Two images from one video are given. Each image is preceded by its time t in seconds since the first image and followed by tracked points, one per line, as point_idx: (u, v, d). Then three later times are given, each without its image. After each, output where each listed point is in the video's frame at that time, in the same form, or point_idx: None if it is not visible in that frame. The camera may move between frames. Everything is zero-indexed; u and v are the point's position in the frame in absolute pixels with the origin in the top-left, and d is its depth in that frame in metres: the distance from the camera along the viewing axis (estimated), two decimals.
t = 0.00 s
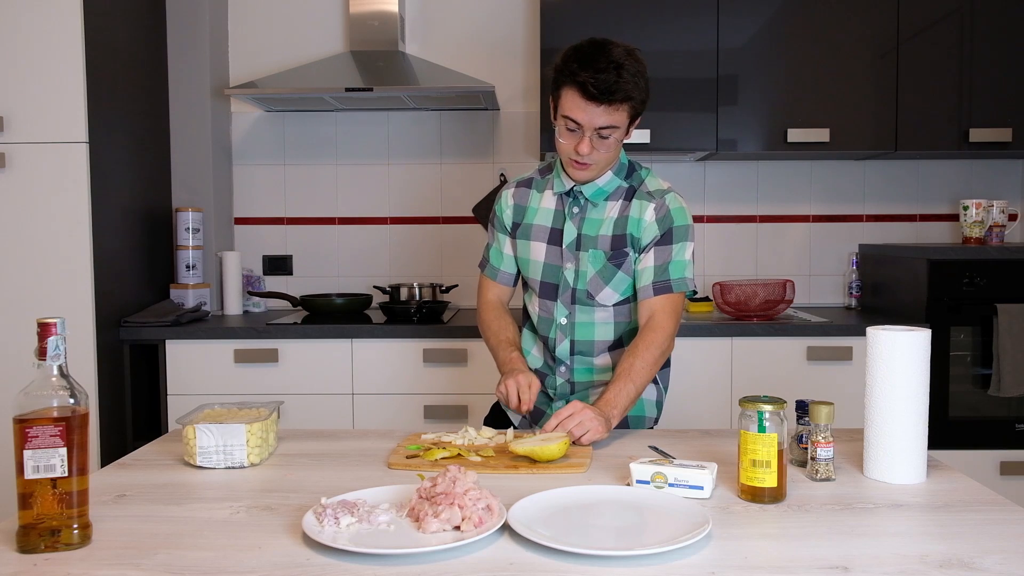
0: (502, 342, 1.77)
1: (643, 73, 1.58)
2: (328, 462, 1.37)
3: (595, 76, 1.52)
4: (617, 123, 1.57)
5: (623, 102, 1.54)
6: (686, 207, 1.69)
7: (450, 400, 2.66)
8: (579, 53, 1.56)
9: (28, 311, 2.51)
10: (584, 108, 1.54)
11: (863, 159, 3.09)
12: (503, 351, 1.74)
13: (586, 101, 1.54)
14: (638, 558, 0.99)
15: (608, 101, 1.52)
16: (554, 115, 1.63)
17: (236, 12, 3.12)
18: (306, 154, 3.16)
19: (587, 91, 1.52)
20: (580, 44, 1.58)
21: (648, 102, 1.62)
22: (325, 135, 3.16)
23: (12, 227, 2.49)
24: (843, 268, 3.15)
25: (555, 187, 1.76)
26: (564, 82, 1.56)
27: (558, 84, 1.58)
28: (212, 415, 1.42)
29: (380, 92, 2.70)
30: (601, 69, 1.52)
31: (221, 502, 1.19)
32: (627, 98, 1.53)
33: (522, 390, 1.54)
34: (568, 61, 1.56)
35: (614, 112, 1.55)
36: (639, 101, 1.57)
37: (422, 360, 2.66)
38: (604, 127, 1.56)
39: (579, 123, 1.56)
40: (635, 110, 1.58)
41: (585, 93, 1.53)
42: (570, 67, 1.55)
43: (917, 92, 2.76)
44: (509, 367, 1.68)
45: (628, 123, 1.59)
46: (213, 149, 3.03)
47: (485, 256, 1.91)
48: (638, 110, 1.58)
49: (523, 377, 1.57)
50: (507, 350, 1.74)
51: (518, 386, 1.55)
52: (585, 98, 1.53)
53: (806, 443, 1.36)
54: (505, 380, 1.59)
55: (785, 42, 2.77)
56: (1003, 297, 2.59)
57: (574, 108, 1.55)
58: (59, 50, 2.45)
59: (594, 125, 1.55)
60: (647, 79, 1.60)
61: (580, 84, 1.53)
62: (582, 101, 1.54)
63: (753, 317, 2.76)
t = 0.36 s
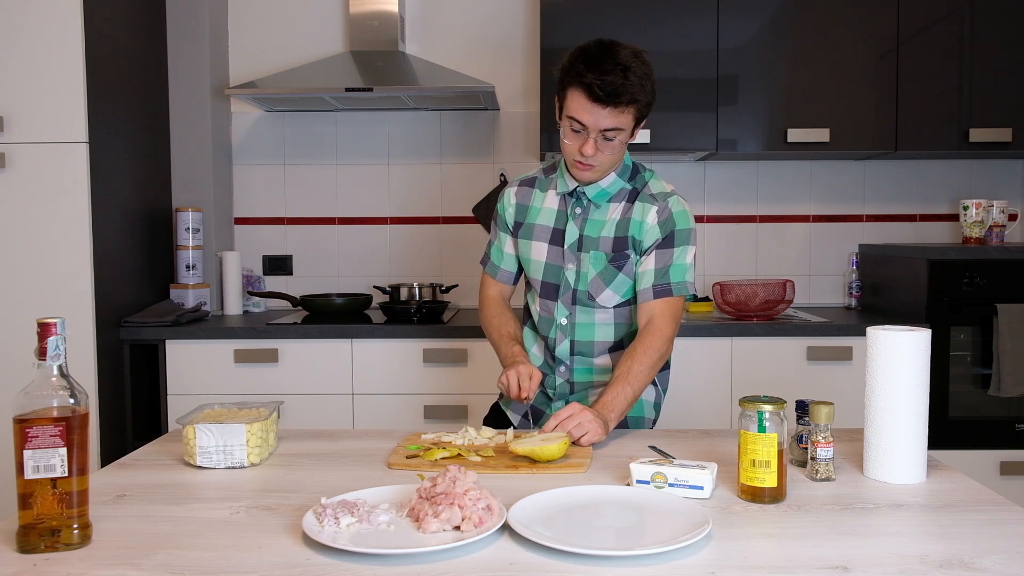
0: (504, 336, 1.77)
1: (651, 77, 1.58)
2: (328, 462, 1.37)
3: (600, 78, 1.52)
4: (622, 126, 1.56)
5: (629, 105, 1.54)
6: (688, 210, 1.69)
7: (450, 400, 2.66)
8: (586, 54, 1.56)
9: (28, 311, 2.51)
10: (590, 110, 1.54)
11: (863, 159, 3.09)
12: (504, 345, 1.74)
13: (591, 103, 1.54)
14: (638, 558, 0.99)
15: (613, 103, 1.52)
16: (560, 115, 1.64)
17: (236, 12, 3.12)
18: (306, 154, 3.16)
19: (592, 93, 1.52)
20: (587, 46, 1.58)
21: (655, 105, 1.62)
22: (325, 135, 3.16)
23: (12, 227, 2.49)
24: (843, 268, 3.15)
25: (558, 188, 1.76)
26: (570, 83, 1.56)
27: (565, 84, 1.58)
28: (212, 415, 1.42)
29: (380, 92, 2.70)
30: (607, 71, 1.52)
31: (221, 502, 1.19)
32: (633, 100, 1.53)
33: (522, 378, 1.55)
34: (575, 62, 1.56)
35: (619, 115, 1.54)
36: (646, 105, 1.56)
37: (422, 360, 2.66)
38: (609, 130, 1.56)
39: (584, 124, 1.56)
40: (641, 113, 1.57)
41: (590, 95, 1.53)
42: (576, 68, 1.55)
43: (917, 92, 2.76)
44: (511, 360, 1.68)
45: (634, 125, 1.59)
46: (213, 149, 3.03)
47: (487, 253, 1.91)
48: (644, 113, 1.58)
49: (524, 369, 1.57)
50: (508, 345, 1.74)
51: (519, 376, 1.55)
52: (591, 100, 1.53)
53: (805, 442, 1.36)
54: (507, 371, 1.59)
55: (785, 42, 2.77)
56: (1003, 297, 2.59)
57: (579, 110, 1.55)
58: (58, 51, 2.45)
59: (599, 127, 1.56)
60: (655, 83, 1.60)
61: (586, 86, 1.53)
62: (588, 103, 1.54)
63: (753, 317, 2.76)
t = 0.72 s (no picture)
0: (504, 340, 1.78)
1: (651, 75, 1.58)
2: (328, 462, 1.37)
3: (600, 76, 1.52)
4: (622, 124, 1.56)
5: (629, 102, 1.54)
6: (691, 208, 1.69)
7: (451, 400, 2.66)
8: (586, 52, 1.56)
9: (28, 311, 2.51)
10: (589, 107, 1.54)
11: (863, 159, 3.09)
12: (504, 349, 1.75)
13: (590, 100, 1.54)
14: (638, 558, 0.99)
15: (612, 101, 1.52)
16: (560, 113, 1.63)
17: (236, 12, 3.12)
18: (306, 154, 3.16)
19: (591, 90, 1.52)
20: (587, 44, 1.58)
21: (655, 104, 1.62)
22: (325, 135, 3.15)
23: (12, 227, 2.49)
24: (843, 268, 3.15)
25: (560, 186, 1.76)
26: (570, 80, 1.56)
27: (564, 82, 1.58)
28: (212, 415, 1.42)
29: (380, 92, 2.70)
30: (607, 69, 1.52)
31: (221, 502, 1.19)
32: (632, 98, 1.53)
33: (521, 382, 1.55)
34: (575, 60, 1.56)
35: (619, 113, 1.54)
36: (645, 103, 1.57)
37: (422, 360, 2.66)
38: (608, 127, 1.56)
39: (583, 121, 1.56)
40: (641, 111, 1.57)
41: (590, 92, 1.53)
42: (575, 65, 1.55)
43: (917, 92, 2.76)
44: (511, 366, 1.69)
45: (633, 123, 1.59)
46: (213, 149, 3.03)
47: (488, 253, 1.91)
48: (644, 111, 1.58)
49: (524, 374, 1.57)
50: (509, 349, 1.75)
51: (519, 379, 1.56)
52: (590, 97, 1.53)
53: (806, 442, 1.36)
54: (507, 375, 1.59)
55: (785, 42, 2.77)
56: (1003, 297, 2.59)
57: (578, 107, 1.55)
58: (58, 51, 2.45)
59: (598, 124, 1.55)
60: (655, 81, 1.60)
61: (585, 83, 1.53)
62: (587, 100, 1.54)
63: (753, 317, 2.76)
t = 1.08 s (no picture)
0: (425, 328, 1.77)
1: (625, 89, 1.57)
2: (328, 462, 1.37)
3: (574, 86, 1.50)
4: (595, 135, 1.54)
5: (601, 114, 1.52)
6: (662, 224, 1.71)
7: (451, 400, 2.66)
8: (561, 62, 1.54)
9: (28, 311, 2.51)
10: (562, 117, 1.52)
11: (863, 159, 3.09)
12: (425, 336, 1.74)
13: (564, 110, 1.51)
14: (637, 558, 0.99)
15: (586, 112, 1.50)
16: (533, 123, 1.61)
17: (236, 12, 3.12)
18: (306, 154, 3.16)
19: (565, 100, 1.50)
20: (563, 55, 1.56)
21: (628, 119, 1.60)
22: (325, 135, 3.15)
23: (11, 227, 2.49)
24: (843, 268, 3.15)
25: (530, 196, 1.74)
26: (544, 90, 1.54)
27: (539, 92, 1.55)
28: (212, 415, 1.43)
29: (380, 92, 2.70)
30: (581, 80, 1.50)
31: (221, 502, 1.19)
32: (605, 110, 1.51)
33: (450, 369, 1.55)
34: (550, 69, 1.54)
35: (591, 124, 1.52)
36: (618, 116, 1.55)
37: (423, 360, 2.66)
38: (580, 138, 1.53)
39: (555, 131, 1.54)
40: (614, 124, 1.56)
41: (563, 102, 1.51)
42: (550, 75, 1.53)
43: (917, 92, 2.76)
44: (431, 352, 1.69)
45: (605, 136, 1.57)
46: (213, 149, 3.03)
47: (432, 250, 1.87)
48: (616, 124, 1.57)
49: (450, 361, 1.57)
50: (429, 336, 1.74)
51: (448, 367, 1.55)
52: (563, 107, 1.51)
53: (805, 443, 1.36)
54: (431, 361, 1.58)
55: (784, 42, 2.77)
56: (1003, 297, 2.59)
57: (551, 117, 1.52)
58: (58, 51, 2.45)
59: (570, 135, 1.53)
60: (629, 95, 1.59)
61: (559, 93, 1.50)
62: (561, 110, 1.51)
63: (753, 317, 2.75)
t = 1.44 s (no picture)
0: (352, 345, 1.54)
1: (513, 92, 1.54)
2: (327, 462, 1.37)
3: (474, 95, 1.45)
4: (493, 141, 1.50)
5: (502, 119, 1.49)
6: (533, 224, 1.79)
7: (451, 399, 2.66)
8: (450, 69, 1.48)
9: (28, 311, 2.50)
10: (463, 125, 1.46)
11: (863, 159, 3.09)
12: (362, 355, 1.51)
13: (463, 118, 1.46)
14: (637, 558, 0.99)
15: (488, 120, 1.46)
16: (422, 132, 1.53)
17: (236, 12, 3.12)
18: (306, 154, 3.17)
19: (467, 109, 1.44)
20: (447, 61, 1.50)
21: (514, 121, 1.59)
22: (325, 135, 3.16)
23: (11, 227, 2.49)
24: (843, 268, 3.14)
25: (416, 201, 1.64)
26: (438, 98, 1.47)
27: (428, 100, 1.48)
28: (212, 415, 1.43)
29: (380, 92, 2.70)
30: (477, 87, 1.45)
31: (221, 502, 1.19)
32: (505, 116, 1.48)
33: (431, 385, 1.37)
34: (441, 76, 1.47)
35: (490, 130, 1.48)
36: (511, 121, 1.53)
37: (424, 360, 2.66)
38: (480, 145, 1.49)
39: (455, 140, 1.48)
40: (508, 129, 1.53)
41: (463, 111, 1.45)
42: (443, 83, 1.46)
43: (917, 92, 2.76)
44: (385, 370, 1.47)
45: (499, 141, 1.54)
46: (213, 149, 3.03)
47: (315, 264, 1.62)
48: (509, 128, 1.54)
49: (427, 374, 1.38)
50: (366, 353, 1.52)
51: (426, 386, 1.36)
52: (464, 116, 1.45)
53: (806, 442, 1.36)
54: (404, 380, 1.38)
55: (784, 43, 2.77)
56: (1003, 297, 2.59)
57: (450, 126, 1.46)
58: (58, 51, 2.45)
59: (471, 143, 1.48)
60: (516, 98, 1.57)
61: (458, 102, 1.44)
62: (460, 118, 1.46)
63: (753, 317, 2.75)
